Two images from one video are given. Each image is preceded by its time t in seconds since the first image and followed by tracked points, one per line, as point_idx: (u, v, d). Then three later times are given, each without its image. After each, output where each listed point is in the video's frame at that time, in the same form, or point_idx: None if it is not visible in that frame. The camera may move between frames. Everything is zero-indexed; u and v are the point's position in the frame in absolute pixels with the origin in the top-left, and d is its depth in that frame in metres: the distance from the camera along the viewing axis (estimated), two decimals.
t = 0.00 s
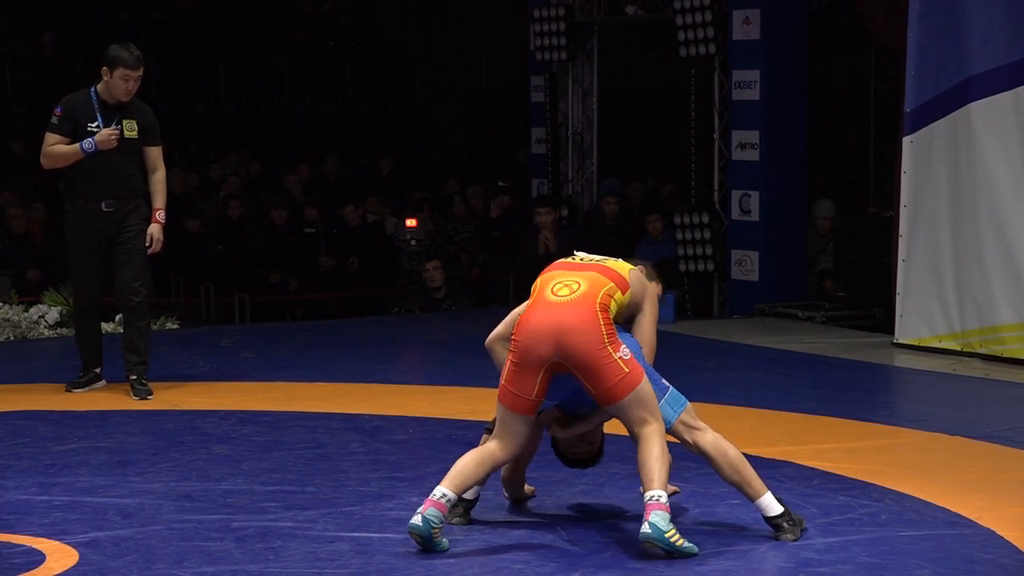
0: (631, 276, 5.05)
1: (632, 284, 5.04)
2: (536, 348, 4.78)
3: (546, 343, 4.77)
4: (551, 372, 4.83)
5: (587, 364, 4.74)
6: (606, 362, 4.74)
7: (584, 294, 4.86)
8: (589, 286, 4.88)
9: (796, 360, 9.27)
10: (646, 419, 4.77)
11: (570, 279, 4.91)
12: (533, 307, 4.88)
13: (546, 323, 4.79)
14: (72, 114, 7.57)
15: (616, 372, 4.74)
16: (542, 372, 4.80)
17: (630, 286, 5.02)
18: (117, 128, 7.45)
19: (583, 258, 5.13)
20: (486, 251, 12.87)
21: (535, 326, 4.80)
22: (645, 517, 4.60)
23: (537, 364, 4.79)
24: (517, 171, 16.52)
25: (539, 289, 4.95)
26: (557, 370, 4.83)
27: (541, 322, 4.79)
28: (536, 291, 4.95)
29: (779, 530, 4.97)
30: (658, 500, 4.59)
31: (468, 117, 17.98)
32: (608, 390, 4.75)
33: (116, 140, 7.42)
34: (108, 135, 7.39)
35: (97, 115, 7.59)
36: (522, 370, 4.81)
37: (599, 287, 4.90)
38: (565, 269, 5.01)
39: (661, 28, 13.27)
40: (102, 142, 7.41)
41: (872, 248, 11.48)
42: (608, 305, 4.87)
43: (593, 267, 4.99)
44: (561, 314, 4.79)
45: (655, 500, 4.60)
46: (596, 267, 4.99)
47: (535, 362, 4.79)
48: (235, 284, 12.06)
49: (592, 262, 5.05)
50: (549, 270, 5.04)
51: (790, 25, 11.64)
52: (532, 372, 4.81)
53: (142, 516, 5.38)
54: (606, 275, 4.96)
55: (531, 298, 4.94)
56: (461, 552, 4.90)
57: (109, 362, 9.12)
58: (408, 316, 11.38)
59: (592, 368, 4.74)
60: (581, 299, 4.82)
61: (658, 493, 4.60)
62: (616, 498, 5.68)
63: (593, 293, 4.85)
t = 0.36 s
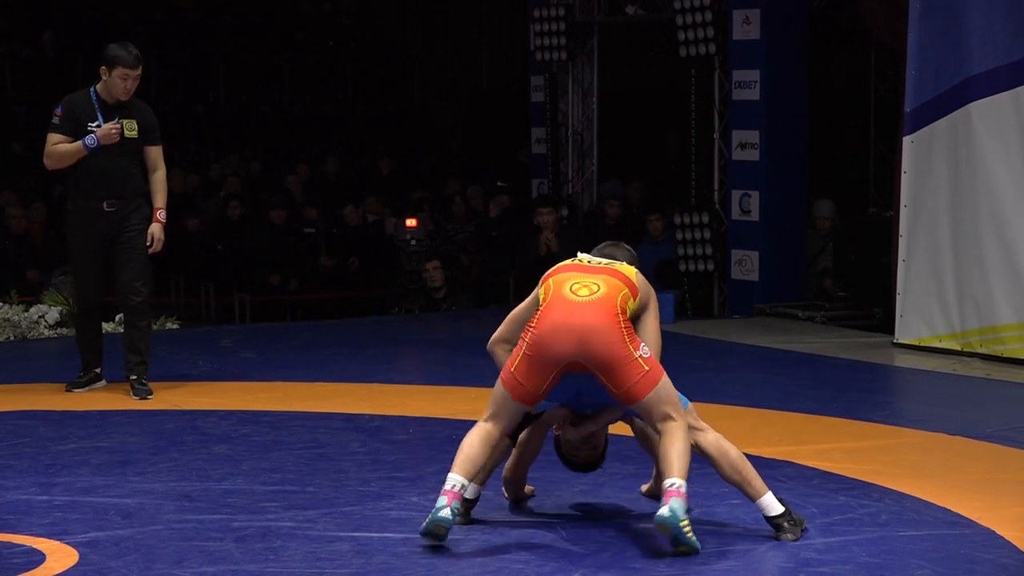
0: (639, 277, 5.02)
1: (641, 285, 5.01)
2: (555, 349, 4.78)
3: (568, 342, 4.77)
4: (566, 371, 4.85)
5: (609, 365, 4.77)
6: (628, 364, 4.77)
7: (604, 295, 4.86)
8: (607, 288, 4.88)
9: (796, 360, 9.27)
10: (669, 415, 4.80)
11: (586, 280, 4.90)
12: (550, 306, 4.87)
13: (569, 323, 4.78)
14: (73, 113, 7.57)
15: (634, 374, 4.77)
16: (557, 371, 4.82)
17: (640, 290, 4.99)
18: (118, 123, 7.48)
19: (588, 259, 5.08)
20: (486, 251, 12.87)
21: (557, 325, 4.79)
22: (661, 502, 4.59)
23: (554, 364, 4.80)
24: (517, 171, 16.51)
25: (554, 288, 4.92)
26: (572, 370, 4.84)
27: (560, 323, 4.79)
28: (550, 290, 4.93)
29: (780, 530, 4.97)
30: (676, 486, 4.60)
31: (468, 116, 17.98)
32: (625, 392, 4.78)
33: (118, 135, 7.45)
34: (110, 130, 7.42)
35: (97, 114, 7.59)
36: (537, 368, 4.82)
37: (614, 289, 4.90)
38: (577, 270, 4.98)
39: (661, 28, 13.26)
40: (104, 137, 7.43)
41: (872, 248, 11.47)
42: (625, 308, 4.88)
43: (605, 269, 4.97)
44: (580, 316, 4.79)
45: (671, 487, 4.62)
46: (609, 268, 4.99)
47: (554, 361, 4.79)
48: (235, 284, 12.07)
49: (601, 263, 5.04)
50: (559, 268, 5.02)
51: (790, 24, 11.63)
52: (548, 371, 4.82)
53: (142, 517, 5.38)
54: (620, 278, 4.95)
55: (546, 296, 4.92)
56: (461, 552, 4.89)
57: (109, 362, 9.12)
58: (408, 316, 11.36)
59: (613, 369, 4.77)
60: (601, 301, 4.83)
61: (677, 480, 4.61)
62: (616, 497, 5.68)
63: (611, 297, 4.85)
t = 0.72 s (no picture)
0: (632, 301, 4.90)
1: (634, 311, 4.91)
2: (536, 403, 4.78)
3: (552, 395, 4.75)
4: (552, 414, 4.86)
5: (594, 416, 4.74)
6: (613, 413, 4.74)
7: (590, 341, 4.79)
8: (592, 335, 4.80)
9: (797, 360, 9.27)
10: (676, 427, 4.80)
11: (571, 325, 4.82)
12: (533, 355, 4.82)
13: (553, 376, 4.75)
14: (77, 111, 7.57)
15: (619, 422, 4.75)
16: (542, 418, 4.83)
17: (631, 318, 4.90)
18: (123, 104, 7.46)
19: (582, 280, 4.95)
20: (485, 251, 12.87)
21: (540, 377, 4.75)
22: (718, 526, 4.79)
23: (537, 416, 4.81)
24: (517, 171, 16.51)
25: (545, 329, 4.87)
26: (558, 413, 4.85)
27: (541, 377, 4.76)
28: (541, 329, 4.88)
29: (775, 530, 4.96)
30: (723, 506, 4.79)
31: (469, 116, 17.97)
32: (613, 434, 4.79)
33: (126, 115, 7.43)
34: (118, 111, 7.41)
35: (100, 112, 7.59)
36: (520, 416, 4.85)
37: (601, 330, 4.81)
38: (566, 304, 4.88)
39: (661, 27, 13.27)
40: (114, 120, 7.41)
41: (872, 248, 11.47)
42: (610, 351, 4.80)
43: (595, 305, 4.85)
44: (560, 370, 4.75)
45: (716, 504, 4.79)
46: (598, 300, 4.86)
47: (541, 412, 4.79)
48: (235, 284, 12.08)
49: (592, 291, 4.90)
50: (553, 298, 4.93)
51: (790, 24, 11.64)
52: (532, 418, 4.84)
53: (142, 516, 5.38)
54: (609, 314, 4.84)
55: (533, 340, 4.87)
56: (460, 552, 4.89)
57: (109, 362, 9.11)
58: (408, 316, 11.36)
59: (600, 418, 4.75)
60: (583, 352, 4.76)
61: (721, 500, 4.77)
62: (616, 497, 5.68)
63: (594, 344, 4.78)
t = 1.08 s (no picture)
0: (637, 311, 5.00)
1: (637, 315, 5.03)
2: (609, 353, 4.70)
3: (619, 343, 4.72)
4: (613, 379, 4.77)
5: (656, 365, 4.74)
6: (671, 361, 4.76)
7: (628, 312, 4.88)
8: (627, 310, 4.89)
9: (797, 360, 9.27)
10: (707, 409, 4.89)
11: (605, 304, 4.88)
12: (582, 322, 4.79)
13: (608, 335, 4.72)
14: (78, 111, 7.56)
15: (684, 368, 4.80)
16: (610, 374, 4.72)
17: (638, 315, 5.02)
18: (125, 105, 7.45)
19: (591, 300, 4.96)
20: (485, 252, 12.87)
21: (604, 330, 4.73)
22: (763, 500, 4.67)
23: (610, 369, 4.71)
24: (517, 171, 16.51)
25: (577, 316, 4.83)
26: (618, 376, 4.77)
27: (606, 331, 4.73)
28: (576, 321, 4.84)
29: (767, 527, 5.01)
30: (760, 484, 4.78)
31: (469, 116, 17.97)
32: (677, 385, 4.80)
33: (127, 117, 7.42)
34: (118, 113, 7.39)
35: (101, 113, 7.59)
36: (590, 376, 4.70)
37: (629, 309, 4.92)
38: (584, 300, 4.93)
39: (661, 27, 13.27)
40: (115, 121, 7.40)
41: (872, 248, 11.47)
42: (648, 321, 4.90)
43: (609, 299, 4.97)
44: (622, 325, 4.76)
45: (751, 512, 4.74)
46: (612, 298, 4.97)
47: (606, 369, 4.70)
48: (235, 284, 12.09)
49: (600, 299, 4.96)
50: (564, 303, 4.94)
51: (791, 24, 11.64)
52: (599, 375, 4.71)
53: (142, 516, 5.38)
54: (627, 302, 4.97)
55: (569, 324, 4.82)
56: (460, 552, 4.89)
57: (109, 362, 9.11)
58: (408, 316, 11.35)
59: (660, 369, 4.74)
60: (632, 314, 4.84)
61: (763, 479, 4.76)
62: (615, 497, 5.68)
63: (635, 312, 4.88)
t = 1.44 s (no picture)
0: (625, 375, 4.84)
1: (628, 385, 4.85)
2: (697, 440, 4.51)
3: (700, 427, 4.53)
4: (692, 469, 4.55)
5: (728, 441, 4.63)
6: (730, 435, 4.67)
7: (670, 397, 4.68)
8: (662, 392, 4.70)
9: (797, 360, 9.26)
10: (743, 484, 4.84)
11: (642, 390, 4.65)
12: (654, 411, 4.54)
13: (682, 410, 4.54)
14: (77, 111, 7.56)
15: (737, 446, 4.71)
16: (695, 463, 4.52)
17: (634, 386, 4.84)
18: (124, 104, 7.45)
19: (587, 365, 4.71)
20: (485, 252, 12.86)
21: (685, 417, 4.53)
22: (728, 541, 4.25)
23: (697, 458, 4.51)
24: (517, 171, 16.51)
25: (622, 402, 4.58)
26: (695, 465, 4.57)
27: (687, 417, 4.53)
28: (623, 409, 4.56)
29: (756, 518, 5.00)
30: (775, 499, 4.70)
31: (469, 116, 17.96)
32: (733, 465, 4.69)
33: (126, 115, 7.42)
34: (118, 112, 7.40)
35: (100, 113, 7.58)
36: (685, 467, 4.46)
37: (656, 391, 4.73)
38: (608, 384, 4.65)
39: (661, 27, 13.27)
40: (115, 120, 7.40)
41: (873, 248, 11.46)
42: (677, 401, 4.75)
43: (627, 377, 4.73)
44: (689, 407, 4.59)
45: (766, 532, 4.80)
46: (622, 372, 4.74)
47: (699, 441, 4.49)
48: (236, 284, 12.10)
49: (603, 370, 4.71)
50: (589, 388, 4.61)
51: (791, 23, 11.64)
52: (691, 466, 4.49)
53: (142, 516, 5.37)
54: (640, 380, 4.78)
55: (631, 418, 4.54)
56: (460, 552, 4.89)
57: (109, 362, 9.11)
58: (408, 316, 11.35)
59: (732, 447, 4.63)
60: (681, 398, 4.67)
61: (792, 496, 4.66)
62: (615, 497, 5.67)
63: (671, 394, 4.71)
